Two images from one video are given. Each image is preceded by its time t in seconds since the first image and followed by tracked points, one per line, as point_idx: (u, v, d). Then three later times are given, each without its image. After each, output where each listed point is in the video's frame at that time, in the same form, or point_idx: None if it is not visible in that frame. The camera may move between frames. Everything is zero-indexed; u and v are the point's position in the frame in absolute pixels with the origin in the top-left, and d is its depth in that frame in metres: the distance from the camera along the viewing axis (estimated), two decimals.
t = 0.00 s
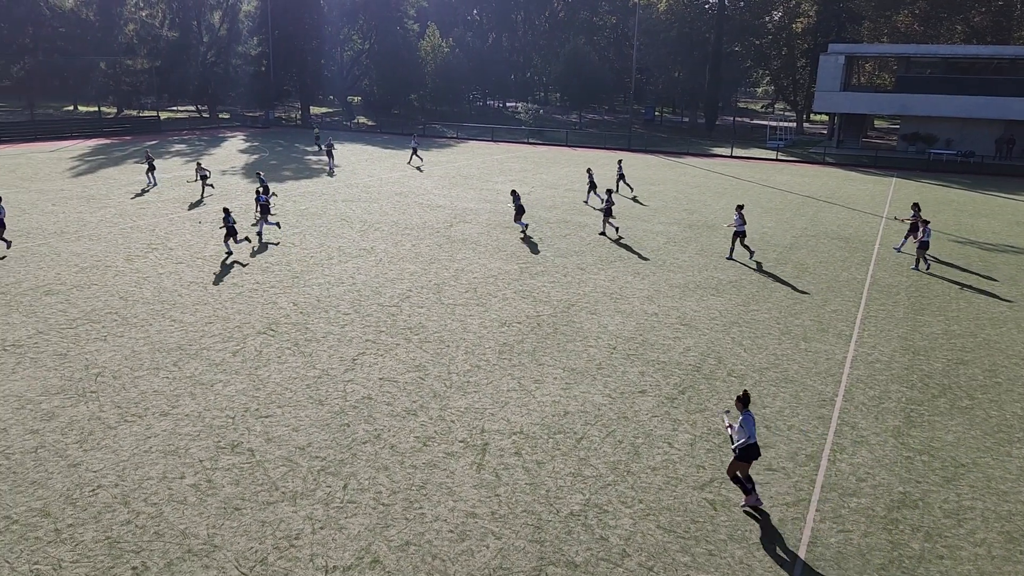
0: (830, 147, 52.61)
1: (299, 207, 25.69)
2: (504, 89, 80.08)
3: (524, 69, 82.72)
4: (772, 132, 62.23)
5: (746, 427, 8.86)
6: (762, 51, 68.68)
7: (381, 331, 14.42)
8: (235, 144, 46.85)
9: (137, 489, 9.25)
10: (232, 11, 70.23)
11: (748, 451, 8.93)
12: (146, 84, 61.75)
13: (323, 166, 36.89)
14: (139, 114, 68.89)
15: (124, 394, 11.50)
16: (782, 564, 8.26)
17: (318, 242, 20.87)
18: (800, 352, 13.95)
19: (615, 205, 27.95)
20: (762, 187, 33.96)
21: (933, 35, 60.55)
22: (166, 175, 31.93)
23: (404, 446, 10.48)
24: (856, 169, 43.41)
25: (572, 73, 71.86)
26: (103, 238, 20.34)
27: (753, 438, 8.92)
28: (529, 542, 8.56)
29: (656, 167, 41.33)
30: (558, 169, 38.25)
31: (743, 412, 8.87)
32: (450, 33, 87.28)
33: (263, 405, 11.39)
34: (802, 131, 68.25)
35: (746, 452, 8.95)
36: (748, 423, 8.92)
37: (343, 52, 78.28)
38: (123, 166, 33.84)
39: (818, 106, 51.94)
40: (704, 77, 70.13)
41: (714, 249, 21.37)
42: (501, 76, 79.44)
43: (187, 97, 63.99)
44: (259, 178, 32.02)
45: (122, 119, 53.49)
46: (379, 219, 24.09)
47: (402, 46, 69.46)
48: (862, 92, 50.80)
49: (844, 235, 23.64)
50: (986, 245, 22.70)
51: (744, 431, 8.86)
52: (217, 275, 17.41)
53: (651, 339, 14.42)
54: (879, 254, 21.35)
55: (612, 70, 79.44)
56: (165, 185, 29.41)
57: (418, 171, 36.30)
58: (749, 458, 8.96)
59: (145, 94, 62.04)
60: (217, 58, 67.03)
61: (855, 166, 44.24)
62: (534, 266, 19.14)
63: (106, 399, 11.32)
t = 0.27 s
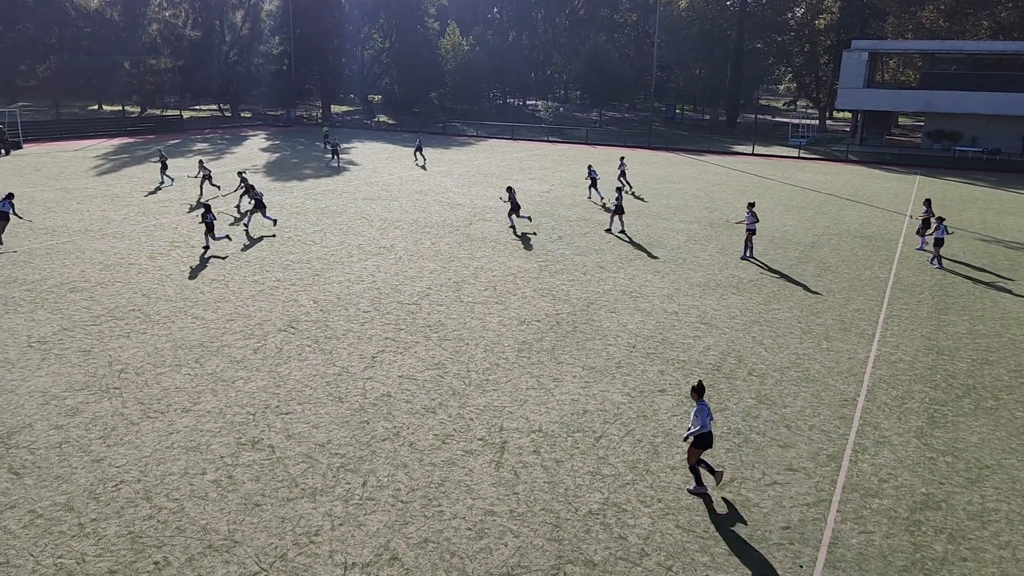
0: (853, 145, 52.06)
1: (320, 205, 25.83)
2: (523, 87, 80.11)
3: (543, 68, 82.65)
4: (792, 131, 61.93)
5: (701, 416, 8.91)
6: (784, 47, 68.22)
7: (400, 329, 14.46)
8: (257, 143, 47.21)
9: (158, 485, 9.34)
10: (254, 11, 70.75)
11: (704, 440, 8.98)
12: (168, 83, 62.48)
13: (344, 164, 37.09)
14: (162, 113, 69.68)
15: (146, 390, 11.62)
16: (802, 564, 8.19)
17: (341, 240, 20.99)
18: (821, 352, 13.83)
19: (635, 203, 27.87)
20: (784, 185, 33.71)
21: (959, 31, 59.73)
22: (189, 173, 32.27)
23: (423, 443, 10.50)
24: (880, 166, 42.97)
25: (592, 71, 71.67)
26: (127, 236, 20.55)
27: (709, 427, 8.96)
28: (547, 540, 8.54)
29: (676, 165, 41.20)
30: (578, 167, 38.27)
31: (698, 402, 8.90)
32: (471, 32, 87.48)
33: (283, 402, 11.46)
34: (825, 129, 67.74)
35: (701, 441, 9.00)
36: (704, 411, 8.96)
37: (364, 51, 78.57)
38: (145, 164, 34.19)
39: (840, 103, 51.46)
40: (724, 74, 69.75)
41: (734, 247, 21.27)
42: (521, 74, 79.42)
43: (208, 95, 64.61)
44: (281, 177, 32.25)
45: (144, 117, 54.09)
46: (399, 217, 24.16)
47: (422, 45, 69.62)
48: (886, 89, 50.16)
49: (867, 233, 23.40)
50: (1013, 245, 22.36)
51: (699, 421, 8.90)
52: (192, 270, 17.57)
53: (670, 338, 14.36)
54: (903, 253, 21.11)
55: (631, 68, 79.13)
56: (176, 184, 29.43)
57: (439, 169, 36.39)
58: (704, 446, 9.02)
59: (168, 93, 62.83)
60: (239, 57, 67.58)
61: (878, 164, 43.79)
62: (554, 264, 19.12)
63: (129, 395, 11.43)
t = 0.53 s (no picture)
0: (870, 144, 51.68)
1: (334, 204, 25.90)
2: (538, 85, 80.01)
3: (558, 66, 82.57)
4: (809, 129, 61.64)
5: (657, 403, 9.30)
6: (800, 45, 67.80)
7: (415, 327, 14.48)
8: (274, 141, 47.34)
9: (174, 481, 9.40)
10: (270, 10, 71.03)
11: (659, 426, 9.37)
12: (184, 82, 62.95)
13: (359, 163, 37.21)
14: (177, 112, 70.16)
15: (162, 388, 11.69)
16: (818, 565, 8.14)
17: (356, 238, 21.04)
18: (837, 351, 13.74)
19: (650, 202, 27.78)
20: (802, 183, 33.51)
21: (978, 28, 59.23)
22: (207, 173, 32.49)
23: (436, 442, 10.51)
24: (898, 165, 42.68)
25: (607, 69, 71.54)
26: (144, 234, 20.68)
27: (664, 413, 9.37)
28: (561, 539, 8.53)
29: (692, 163, 41.02)
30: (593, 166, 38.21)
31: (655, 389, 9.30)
32: (485, 30, 87.49)
33: (297, 400, 11.50)
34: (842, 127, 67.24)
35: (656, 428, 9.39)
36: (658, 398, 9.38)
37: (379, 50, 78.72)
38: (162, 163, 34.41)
39: (859, 101, 50.98)
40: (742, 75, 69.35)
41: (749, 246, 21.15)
42: (535, 73, 79.37)
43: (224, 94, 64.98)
44: (297, 176, 32.35)
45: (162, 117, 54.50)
46: (414, 216, 24.19)
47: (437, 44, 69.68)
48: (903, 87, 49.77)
49: (883, 232, 23.24)
50: None
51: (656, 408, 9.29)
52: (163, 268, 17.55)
53: (685, 338, 14.30)
54: (921, 252, 20.94)
55: (646, 66, 78.87)
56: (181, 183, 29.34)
57: (454, 168, 36.41)
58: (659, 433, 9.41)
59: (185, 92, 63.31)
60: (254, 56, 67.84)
61: (896, 162, 43.45)
62: (569, 263, 19.09)
63: (146, 392, 11.52)
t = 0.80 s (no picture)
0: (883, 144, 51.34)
1: (346, 203, 25.96)
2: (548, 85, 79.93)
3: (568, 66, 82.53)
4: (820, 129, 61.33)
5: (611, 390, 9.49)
6: (811, 44, 67.51)
7: (425, 327, 14.50)
8: (285, 142, 47.43)
9: (186, 480, 9.45)
10: (281, 11, 71.29)
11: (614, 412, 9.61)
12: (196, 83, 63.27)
13: (370, 164, 37.28)
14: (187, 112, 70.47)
15: (174, 387, 11.74)
16: (829, 567, 8.10)
17: (368, 238, 21.07)
18: (849, 352, 13.68)
19: (661, 202, 27.72)
20: (814, 183, 33.36)
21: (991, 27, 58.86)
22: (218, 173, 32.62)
23: (447, 442, 10.51)
24: (911, 164, 42.43)
25: (618, 69, 71.44)
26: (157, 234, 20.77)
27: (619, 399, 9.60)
28: (571, 540, 8.52)
29: (703, 163, 40.88)
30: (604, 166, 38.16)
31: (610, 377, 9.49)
32: (496, 30, 87.54)
33: (308, 399, 11.53)
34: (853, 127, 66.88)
35: (612, 414, 9.62)
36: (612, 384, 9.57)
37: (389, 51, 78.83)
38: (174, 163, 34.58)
39: (872, 100, 50.61)
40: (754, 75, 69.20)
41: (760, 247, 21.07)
42: (545, 73, 79.36)
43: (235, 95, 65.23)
44: (309, 176, 32.40)
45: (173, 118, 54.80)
46: (425, 216, 24.21)
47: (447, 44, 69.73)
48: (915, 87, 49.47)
49: (896, 233, 23.11)
50: None
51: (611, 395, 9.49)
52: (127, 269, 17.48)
53: (695, 338, 14.26)
54: (934, 253, 20.82)
55: (657, 66, 78.72)
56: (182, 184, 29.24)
57: (464, 168, 36.43)
58: (616, 418, 9.64)
59: (196, 92, 63.63)
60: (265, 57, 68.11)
61: (908, 162, 43.21)
62: (580, 263, 19.08)
63: (158, 391, 11.58)
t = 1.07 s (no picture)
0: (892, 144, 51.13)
1: (354, 203, 26.01)
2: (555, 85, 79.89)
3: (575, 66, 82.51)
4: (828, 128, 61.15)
5: (568, 379, 9.79)
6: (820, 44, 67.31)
7: (433, 327, 14.51)
8: (293, 142, 47.54)
9: (195, 479, 9.47)
10: (289, 11, 71.46)
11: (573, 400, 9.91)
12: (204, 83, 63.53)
13: (378, 164, 37.31)
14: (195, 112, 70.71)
15: (183, 386, 11.78)
16: (837, 568, 8.08)
17: (376, 238, 21.10)
18: (858, 353, 13.63)
19: (669, 202, 27.68)
20: (823, 183, 33.26)
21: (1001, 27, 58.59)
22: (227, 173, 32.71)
23: (454, 441, 10.52)
24: (920, 164, 42.28)
25: (625, 69, 71.38)
26: (166, 234, 20.84)
27: (577, 387, 9.88)
28: (578, 540, 8.52)
29: (710, 163, 40.78)
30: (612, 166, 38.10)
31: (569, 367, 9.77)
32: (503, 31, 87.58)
33: (316, 399, 11.56)
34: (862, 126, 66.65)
35: (571, 402, 9.91)
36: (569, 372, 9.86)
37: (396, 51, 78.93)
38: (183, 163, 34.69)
39: (880, 100, 50.40)
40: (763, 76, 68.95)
41: (769, 247, 21.01)
42: (553, 73, 79.34)
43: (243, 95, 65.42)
44: (317, 176, 32.42)
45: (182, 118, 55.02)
46: (433, 216, 24.24)
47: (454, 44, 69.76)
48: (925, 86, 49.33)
49: (905, 233, 23.03)
50: None
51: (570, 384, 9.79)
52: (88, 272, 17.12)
53: (703, 338, 14.23)
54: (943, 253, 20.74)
55: (665, 66, 78.59)
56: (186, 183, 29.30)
57: (471, 168, 36.44)
58: (575, 406, 9.95)
59: (205, 93, 63.86)
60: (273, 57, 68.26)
61: (916, 162, 43.08)
62: (588, 263, 19.08)
63: (167, 391, 11.62)
